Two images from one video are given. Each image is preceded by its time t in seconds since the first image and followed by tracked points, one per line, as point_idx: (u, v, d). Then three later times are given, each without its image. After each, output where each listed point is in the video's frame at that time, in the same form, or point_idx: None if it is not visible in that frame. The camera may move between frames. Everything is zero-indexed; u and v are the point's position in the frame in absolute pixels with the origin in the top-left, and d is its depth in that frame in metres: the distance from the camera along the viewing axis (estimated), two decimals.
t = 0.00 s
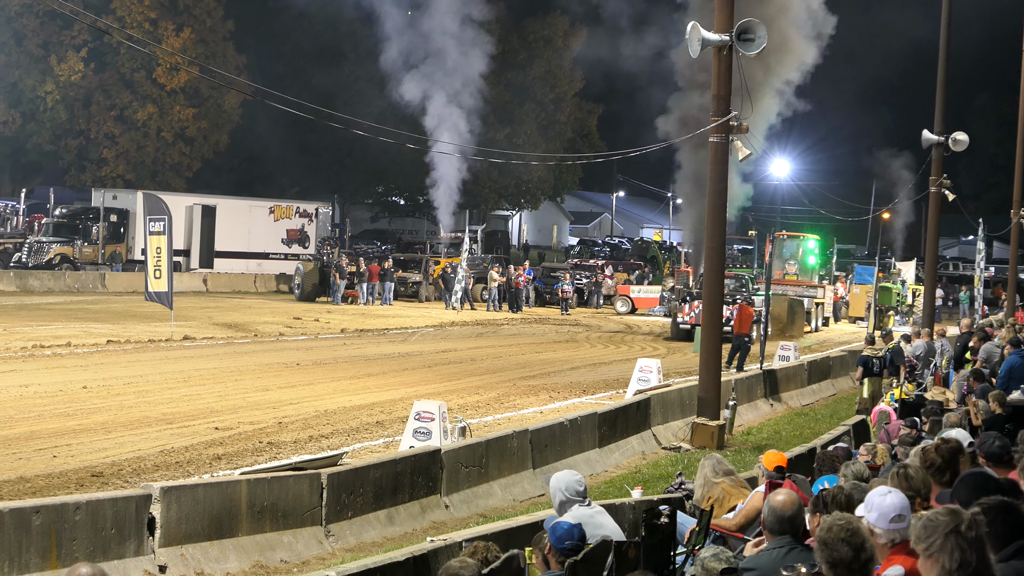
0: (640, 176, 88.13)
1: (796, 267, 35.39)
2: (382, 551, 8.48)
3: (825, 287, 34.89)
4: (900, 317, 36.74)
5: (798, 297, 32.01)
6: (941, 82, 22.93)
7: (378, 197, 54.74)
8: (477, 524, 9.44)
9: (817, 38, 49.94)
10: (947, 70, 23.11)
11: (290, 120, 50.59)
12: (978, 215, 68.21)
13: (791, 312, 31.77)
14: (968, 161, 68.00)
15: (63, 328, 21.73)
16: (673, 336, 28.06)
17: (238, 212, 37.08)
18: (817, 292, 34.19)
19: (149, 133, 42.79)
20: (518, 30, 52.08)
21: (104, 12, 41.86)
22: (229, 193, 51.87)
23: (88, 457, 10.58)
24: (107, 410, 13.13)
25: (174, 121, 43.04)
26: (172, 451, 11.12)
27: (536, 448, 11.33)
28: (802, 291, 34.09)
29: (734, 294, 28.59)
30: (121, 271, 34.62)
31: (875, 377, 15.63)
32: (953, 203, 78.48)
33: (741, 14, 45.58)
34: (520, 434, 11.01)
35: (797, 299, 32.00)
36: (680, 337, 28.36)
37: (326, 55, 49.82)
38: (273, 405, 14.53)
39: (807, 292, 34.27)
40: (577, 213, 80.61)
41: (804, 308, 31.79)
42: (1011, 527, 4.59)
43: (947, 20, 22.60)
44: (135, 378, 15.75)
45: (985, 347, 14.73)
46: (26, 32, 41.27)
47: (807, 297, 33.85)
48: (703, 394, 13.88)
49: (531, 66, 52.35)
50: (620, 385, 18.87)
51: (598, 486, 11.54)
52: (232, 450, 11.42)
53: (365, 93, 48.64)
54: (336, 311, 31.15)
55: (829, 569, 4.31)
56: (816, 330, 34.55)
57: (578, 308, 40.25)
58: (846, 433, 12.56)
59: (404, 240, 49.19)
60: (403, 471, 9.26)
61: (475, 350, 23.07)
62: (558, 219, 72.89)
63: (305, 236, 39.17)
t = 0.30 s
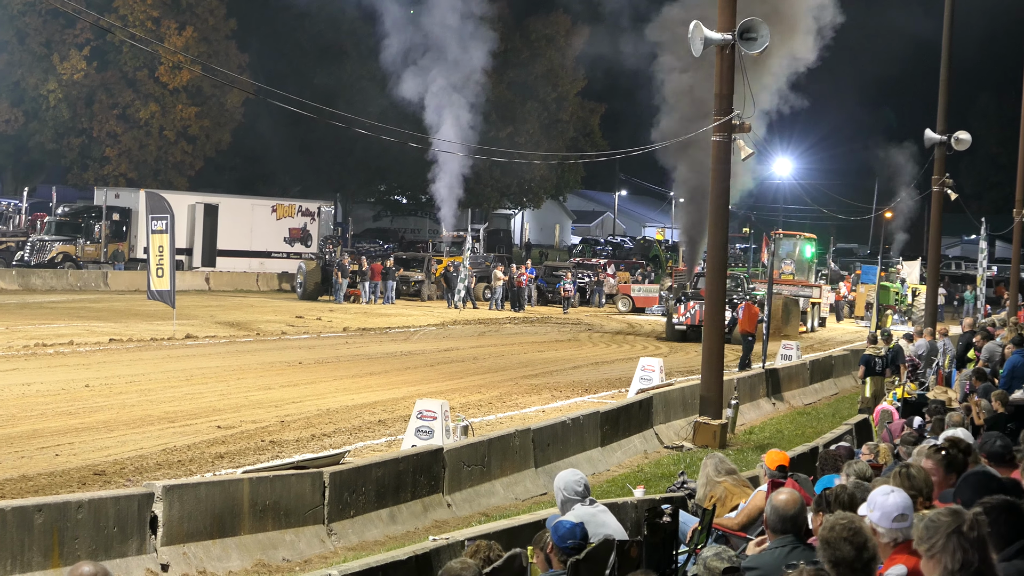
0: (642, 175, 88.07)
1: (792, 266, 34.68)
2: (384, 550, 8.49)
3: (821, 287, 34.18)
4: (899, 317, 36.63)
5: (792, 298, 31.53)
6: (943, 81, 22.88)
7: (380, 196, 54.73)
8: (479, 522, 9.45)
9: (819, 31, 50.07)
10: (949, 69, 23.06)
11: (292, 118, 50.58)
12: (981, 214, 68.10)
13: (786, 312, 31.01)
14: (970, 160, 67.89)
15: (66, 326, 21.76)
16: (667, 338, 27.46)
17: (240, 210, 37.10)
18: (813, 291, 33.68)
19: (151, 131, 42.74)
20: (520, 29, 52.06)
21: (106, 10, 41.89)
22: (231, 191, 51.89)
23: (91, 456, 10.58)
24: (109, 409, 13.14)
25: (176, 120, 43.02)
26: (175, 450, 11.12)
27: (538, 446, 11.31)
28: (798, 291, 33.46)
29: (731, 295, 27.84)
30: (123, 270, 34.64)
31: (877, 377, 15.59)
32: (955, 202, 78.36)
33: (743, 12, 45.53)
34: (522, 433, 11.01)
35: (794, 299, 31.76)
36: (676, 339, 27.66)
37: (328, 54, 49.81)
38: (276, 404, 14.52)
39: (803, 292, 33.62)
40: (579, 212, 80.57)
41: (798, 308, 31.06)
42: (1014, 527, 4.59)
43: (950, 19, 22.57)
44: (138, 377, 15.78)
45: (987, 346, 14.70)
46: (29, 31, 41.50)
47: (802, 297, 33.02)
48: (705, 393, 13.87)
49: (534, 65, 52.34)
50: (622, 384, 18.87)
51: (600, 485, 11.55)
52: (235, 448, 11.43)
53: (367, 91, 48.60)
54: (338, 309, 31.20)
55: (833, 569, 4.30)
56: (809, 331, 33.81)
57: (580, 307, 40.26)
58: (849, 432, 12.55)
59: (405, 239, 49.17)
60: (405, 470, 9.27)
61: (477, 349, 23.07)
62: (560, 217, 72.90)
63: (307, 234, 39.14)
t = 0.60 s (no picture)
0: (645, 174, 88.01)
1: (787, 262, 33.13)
2: (387, 549, 8.48)
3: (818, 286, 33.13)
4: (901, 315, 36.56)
5: (788, 296, 31.12)
6: (947, 80, 22.78)
7: (384, 194, 54.80)
8: (482, 521, 9.44)
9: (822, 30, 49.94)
10: (953, 67, 22.96)
11: (295, 117, 50.56)
12: (985, 213, 67.96)
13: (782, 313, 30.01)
14: (974, 159, 67.69)
15: (70, 325, 21.79)
16: (661, 337, 26.90)
17: (244, 209, 37.08)
18: (809, 291, 32.79)
19: (155, 130, 42.72)
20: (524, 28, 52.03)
21: (111, 9, 41.94)
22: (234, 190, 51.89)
23: (94, 454, 10.59)
24: (112, 407, 13.13)
25: (180, 118, 43.03)
26: (178, 448, 11.14)
27: (542, 445, 11.31)
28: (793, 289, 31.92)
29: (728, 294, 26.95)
30: (126, 269, 34.67)
31: (881, 375, 15.54)
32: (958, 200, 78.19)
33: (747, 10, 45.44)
34: (525, 431, 11.00)
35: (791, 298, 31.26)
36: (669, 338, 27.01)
37: (331, 52, 49.83)
38: (279, 402, 14.52)
39: (798, 292, 32.50)
40: (583, 211, 80.53)
41: (796, 306, 30.72)
42: (1017, 527, 4.59)
43: (954, 17, 22.52)
44: (141, 375, 15.80)
45: (991, 345, 14.66)
46: (32, 29, 41.58)
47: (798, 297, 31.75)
48: (709, 392, 13.87)
49: (538, 64, 52.34)
50: (626, 382, 18.86)
51: (604, 483, 11.55)
52: (238, 447, 11.42)
53: (370, 90, 48.60)
54: (342, 308, 31.22)
55: (836, 567, 4.30)
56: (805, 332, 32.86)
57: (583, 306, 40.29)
58: (853, 431, 12.54)
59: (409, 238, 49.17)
60: (408, 468, 9.26)
61: (481, 348, 23.07)
62: (563, 216, 72.95)
63: (310, 233, 39.09)
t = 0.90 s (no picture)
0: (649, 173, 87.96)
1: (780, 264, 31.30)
2: (391, 548, 8.46)
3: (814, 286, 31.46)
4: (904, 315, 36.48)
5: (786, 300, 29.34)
6: (952, 80, 22.72)
7: (388, 193, 54.84)
8: (486, 520, 9.42)
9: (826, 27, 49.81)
10: (958, 67, 22.88)
11: (300, 117, 50.58)
12: (988, 212, 67.85)
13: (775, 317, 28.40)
14: (978, 158, 67.50)
15: (73, 323, 21.81)
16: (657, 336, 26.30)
17: (248, 208, 37.13)
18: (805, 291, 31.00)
19: (159, 128, 42.78)
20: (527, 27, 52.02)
21: (115, 7, 41.99)
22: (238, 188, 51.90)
23: (98, 452, 10.59)
24: (116, 406, 13.15)
25: (184, 117, 43.06)
26: (182, 447, 11.14)
27: (546, 444, 11.29)
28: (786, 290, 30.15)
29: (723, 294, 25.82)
30: (130, 267, 34.71)
31: (885, 374, 15.50)
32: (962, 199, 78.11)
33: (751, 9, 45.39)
34: (529, 430, 10.98)
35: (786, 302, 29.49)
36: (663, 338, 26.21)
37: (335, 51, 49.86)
38: (282, 401, 14.52)
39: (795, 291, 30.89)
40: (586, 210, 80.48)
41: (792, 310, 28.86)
42: (1020, 526, 4.57)
43: (958, 17, 22.49)
44: (146, 374, 15.84)
45: (994, 344, 14.64)
46: (36, 28, 41.70)
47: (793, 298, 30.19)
48: (712, 391, 13.86)
49: (542, 63, 52.35)
50: (629, 381, 18.85)
51: (607, 482, 11.53)
52: (241, 445, 11.42)
53: (374, 90, 48.65)
54: (346, 306, 31.23)
55: (840, 565, 4.28)
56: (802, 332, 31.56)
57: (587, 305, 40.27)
58: (857, 430, 12.51)
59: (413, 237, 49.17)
60: (412, 467, 9.25)
61: (484, 347, 23.05)
62: (567, 215, 72.94)
63: (315, 232, 39.10)
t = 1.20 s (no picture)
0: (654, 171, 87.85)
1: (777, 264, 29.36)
2: (395, 547, 8.45)
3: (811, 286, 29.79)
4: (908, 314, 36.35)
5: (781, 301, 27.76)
6: (956, 79, 22.68)
7: (393, 192, 54.83)
8: (491, 519, 9.42)
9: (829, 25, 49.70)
10: (962, 66, 22.85)
11: (303, 115, 50.59)
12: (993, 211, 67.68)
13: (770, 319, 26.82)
14: (982, 157, 67.39)
15: (78, 322, 21.82)
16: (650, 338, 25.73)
17: (252, 207, 37.14)
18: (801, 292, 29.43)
19: (163, 127, 42.84)
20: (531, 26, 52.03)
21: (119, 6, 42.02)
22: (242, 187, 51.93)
23: (102, 451, 10.60)
24: (121, 404, 13.16)
25: (188, 115, 43.05)
26: (186, 445, 11.13)
27: (550, 443, 11.29)
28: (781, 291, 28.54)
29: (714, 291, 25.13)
30: (134, 266, 34.74)
31: (890, 373, 15.46)
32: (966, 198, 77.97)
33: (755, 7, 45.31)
34: (533, 429, 10.97)
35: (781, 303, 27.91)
36: (653, 338, 25.63)
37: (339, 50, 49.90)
38: (287, 400, 14.52)
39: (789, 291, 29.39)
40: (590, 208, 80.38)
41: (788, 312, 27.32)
42: None
43: (962, 15, 22.44)
44: (150, 372, 15.85)
45: (999, 342, 14.60)
46: (41, 26, 41.78)
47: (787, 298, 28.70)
48: (716, 390, 13.85)
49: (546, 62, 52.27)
50: (634, 380, 18.82)
51: (612, 481, 11.51)
52: (246, 444, 11.42)
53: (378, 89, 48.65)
54: (350, 305, 31.24)
55: (844, 563, 4.26)
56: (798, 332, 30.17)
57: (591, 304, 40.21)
58: (861, 429, 12.47)
59: (418, 236, 49.19)
60: (417, 466, 9.24)
61: (488, 346, 23.00)
62: (572, 214, 72.87)
63: (318, 230, 39.15)
